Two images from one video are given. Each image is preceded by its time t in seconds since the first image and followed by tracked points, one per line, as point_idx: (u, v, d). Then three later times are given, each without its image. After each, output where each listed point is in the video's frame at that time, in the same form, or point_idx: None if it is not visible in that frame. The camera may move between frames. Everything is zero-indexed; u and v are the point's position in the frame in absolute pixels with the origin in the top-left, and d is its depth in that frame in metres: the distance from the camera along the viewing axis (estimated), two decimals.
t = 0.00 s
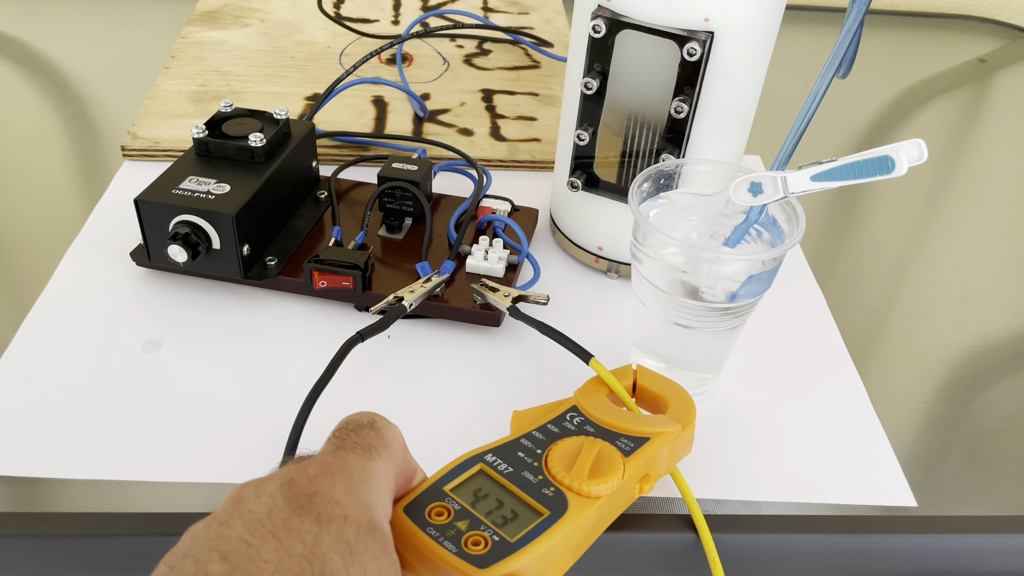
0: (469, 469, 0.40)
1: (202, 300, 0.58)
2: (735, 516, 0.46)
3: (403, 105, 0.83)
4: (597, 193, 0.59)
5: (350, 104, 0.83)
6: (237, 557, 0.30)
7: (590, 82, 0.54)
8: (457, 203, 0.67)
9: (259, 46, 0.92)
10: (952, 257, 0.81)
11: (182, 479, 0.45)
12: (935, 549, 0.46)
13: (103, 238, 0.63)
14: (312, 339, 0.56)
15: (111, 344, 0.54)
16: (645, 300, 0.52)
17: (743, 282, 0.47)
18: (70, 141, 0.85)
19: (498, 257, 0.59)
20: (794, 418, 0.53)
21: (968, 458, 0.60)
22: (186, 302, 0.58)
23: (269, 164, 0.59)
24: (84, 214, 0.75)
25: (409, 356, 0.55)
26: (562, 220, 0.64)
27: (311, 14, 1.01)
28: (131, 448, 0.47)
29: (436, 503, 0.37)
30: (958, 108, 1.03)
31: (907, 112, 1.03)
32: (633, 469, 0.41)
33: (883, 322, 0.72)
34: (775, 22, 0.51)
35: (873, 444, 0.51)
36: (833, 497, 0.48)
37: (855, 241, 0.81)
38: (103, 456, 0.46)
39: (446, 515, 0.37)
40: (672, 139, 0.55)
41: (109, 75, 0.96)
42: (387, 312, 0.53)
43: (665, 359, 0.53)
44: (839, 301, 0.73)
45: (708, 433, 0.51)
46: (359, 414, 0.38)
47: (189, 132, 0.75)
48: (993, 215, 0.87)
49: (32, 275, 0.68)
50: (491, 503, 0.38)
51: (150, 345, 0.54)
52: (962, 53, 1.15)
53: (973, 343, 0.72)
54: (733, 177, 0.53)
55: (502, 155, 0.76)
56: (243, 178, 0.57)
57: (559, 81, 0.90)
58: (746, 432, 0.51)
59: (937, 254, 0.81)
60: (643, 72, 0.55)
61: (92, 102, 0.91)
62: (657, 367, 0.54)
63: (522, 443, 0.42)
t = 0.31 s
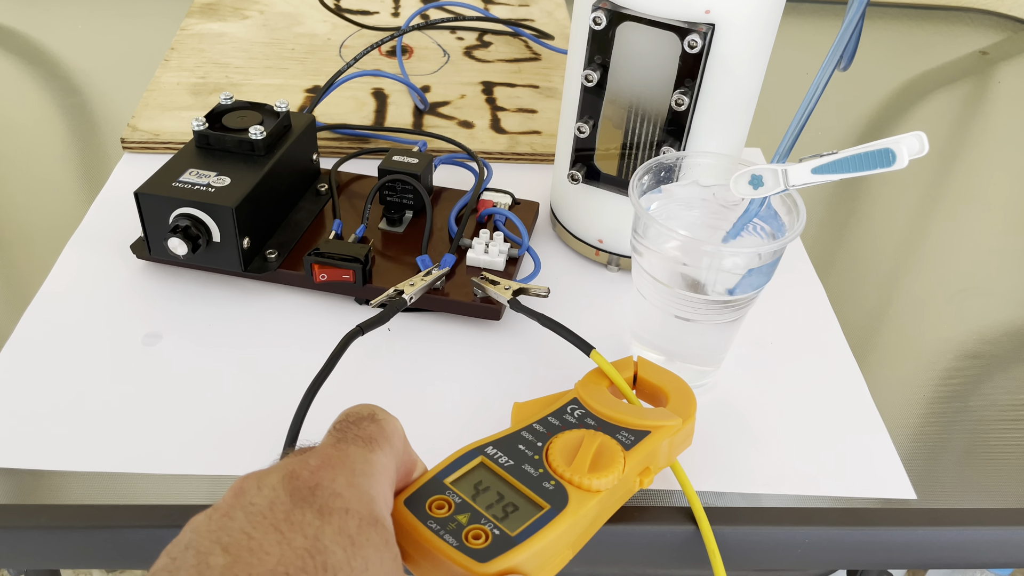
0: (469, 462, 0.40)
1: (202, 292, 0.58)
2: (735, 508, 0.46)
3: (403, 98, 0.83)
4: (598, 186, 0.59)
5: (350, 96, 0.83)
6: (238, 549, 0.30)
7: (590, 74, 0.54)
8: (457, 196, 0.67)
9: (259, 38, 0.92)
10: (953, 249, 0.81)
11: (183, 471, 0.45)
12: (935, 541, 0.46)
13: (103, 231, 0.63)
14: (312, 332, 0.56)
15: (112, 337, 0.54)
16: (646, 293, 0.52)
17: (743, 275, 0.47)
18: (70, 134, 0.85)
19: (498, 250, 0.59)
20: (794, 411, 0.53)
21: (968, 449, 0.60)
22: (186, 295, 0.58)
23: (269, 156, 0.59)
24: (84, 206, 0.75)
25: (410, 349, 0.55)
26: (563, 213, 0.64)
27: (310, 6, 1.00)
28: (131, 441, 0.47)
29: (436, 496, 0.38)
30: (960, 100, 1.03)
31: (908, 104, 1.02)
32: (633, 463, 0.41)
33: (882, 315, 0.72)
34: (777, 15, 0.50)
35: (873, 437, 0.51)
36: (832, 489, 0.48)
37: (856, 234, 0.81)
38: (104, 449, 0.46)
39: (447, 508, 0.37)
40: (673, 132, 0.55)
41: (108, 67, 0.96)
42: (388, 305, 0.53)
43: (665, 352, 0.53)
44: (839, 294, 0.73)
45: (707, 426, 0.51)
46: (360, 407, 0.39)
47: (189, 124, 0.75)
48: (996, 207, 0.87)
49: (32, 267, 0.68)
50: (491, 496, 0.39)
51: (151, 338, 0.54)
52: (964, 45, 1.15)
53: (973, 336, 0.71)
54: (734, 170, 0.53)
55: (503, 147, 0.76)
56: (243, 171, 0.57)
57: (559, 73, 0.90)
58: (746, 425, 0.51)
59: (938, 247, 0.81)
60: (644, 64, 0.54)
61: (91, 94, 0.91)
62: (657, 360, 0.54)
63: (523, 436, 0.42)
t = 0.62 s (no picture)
0: (468, 460, 0.40)
1: (202, 288, 0.58)
2: (734, 504, 0.46)
3: (403, 93, 0.83)
4: (598, 182, 0.58)
5: (350, 92, 0.83)
6: (235, 552, 0.31)
7: (591, 70, 0.54)
8: (458, 192, 0.67)
9: (258, 34, 0.92)
10: (953, 246, 0.81)
11: (182, 467, 0.45)
12: (935, 537, 0.46)
13: (103, 226, 0.63)
14: (312, 328, 0.56)
15: (112, 332, 0.54)
16: (645, 290, 0.52)
17: (743, 271, 0.46)
18: (69, 129, 0.84)
19: (498, 247, 0.59)
20: (794, 407, 0.53)
21: (968, 445, 0.60)
22: (186, 290, 0.58)
23: (270, 153, 0.58)
24: (84, 202, 0.75)
25: (410, 346, 0.55)
26: (563, 209, 0.64)
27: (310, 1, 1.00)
28: (131, 437, 0.47)
29: (434, 496, 0.38)
30: (960, 96, 1.03)
31: (909, 100, 1.02)
32: (632, 461, 0.41)
33: (883, 312, 0.72)
34: (778, 10, 0.50)
35: (873, 434, 0.51)
36: (831, 485, 0.48)
37: (856, 230, 0.81)
38: (104, 444, 0.46)
39: (445, 508, 0.37)
40: (673, 128, 0.55)
41: (108, 62, 0.96)
42: (387, 301, 0.53)
43: (665, 348, 0.53)
44: (839, 290, 0.73)
45: (707, 423, 0.51)
46: (356, 407, 0.39)
47: (188, 120, 0.75)
48: (996, 203, 0.87)
49: (32, 262, 0.68)
50: (489, 495, 0.39)
51: (151, 334, 0.54)
52: (965, 41, 1.14)
53: (974, 332, 0.71)
54: (734, 166, 0.53)
55: (503, 143, 0.76)
56: (243, 167, 0.57)
57: (559, 69, 0.90)
58: (745, 420, 0.52)
59: (938, 243, 0.81)
60: (644, 60, 0.54)
61: (91, 90, 0.91)
62: (657, 357, 0.54)
63: (521, 434, 0.42)
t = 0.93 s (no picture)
0: (466, 461, 0.40)
1: (202, 287, 0.58)
2: (734, 503, 0.46)
3: (403, 92, 0.83)
4: (598, 180, 0.59)
5: (350, 91, 0.83)
6: (234, 555, 0.31)
7: (591, 68, 0.54)
8: (458, 190, 0.67)
9: (258, 32, 0.92)
10: (953, 244, 0.81)
11: (180, 466, 0.45)
12: (934, 536, 0.46)
13: (103, 225, 0.63)
14: (312, 327, 0.56)
15: (112, 331, 0.54)
16: (646, 289, 0.52)
17: (743, 270, 0.46)
18: (69, 128, 0.84)
19: (499, 245, 0.59)
20: (794, 406, 0.53)
21: (968, 444, 0.60)
22: (186, 289, 0.58)
23: (269, 151, 0.58)
24: (84, 200, 0.75)
25: (410, 345, 0.55)
26: (563, 207, 0.64)
27: None
28: (131, 435, 0.47)
29: (432, 498, 0.38)
30: (961, 95, 1.03)
31: (909, 99, 1.02)
32: (630, 462, 0.41)
33: (882, 310, 0.72)
34: (778, 8, 0.50)
35: (873, 433, 0.51)
36: (831, 484, 0.48)
37: (856, 229, 0.81)
38: (105, 443, 0.46)
39: (442, 510, 0.37)
40: (673, 126, 0.55)
41: (107, 61, 0.96)
42: (387, 300, 0.53)
43: (665, 347, 0.53)
44: (839, 289, 0.73)
45: (707, 421, 0.51)
46: (354, 408, 0.39)
47: (188, 118, 0.74)
48: (997, 201, 0.87)
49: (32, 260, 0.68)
50: (487, 496, 0.39)
51: (151, 332, 0.54)
52: (965, 39, 1.14)
53: (974, 331, 0.71)
54: (734, 164, 0.53)
55: (503, 142, 0.76)
56: (243, 166, 0.56)
57: (559, 67, 0.90)
58: (746, 419, 0.52)
59: (938, 241, 0.81)
60: (644, 58, 0.54)
61: (91, 88, 0.91)
62: (658, 355, 0.54)
63: (520, 434, 0.42)
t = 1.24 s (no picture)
0: (464, 466, 0.40)
1: (202, 287, 0.58)
2: (734, 502, 0.46)
3: (403, 91, 0.83)
4: (599, 180, 0.59)
5: (350, 91, 0.82)
6: (233, 565, 0.31)
7: (591, 67, 0.54)
8: (458, 190, 0.67)
9: (258, 31, 0.92)
10: (953, 244, 0.81)
11: (181, 466, 0.45)
12: (935, 535, 0.46)
13: (104, 224, 0.63)
14: (312, 327, 0.56)
15: (112, 330, 0.54)
16: (646, 290, 0.52)
17: (743, 269, 0.46)
18: (69, 127, 0.84)
19: (499, 246, 0.59)
20: (795, 405, 0.53)
21: (968, 443, 0.60)
22: (185, 289, 0.58)
23: (270, 152, 0.58)
24: (84, 200, 0.75)
25: (410, 345, 0.55)
26: (563, 207, 0.64)
27: None
28: (131, 436, 0.47)
29: (430, 504, 0.38)
30: (961, 94, 1.03)
31: (909, 98, 1.02)
32: (629, 466, 0.41)
33: (882, 310, 0.72)
34: (778, 8, 0.50)
35: (873, 431, 0.51)
36: (832, 483, 0.48)
37: (856, 229, 0.81)
38: (105, 442, 0.46)
39: (440, 516, 0.37)
40: (673, 126, 0.55)
41: (107, 60, 0.96)
42: (387, 300, 0.53)
43: (666, 347, 0.53)
44: (839, 289, 0.73)
45: (708, 421, 0.51)
46: (353, 416, 0.39)
47: (188, 118, 0.74)
48: (997, 201, 0.87)
49: (31, 259, 0.68)
50: (484, 502, 0.39)
51: (151, 332, 0.54)
52: (965, 39, 1.14)
53: (973, 330, 0.71)
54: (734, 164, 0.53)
55: (503, 141, 0.76)
56: (243, 167, 0.56)
57: (559, 67, 0.90)
58: (746, 418, 0.52)
59: (938, 241, 0.81)
60: (645, 58, 0.54)
61: (91, 88, 0.91)
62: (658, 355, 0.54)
63: (519, 437, 0.42)
